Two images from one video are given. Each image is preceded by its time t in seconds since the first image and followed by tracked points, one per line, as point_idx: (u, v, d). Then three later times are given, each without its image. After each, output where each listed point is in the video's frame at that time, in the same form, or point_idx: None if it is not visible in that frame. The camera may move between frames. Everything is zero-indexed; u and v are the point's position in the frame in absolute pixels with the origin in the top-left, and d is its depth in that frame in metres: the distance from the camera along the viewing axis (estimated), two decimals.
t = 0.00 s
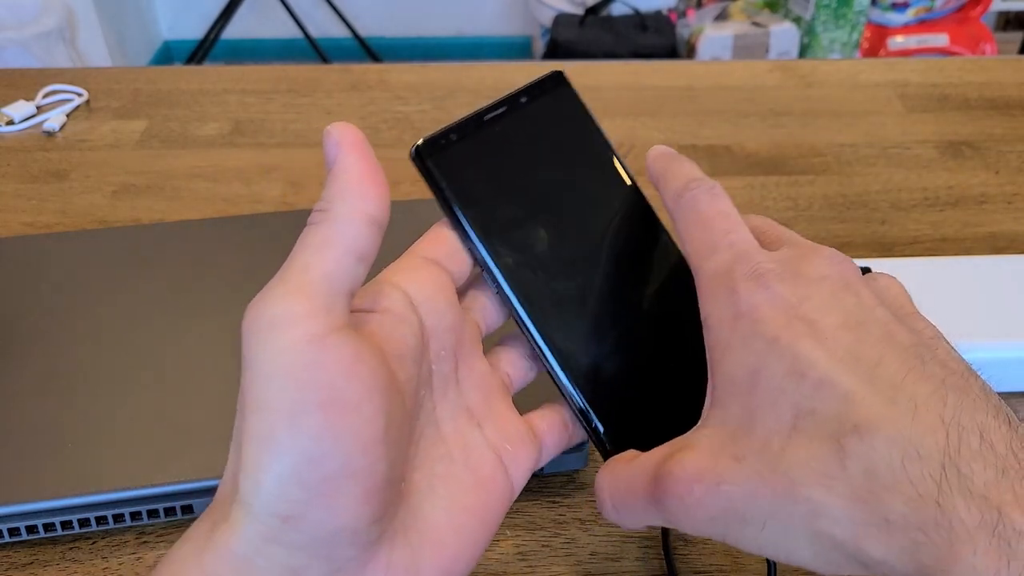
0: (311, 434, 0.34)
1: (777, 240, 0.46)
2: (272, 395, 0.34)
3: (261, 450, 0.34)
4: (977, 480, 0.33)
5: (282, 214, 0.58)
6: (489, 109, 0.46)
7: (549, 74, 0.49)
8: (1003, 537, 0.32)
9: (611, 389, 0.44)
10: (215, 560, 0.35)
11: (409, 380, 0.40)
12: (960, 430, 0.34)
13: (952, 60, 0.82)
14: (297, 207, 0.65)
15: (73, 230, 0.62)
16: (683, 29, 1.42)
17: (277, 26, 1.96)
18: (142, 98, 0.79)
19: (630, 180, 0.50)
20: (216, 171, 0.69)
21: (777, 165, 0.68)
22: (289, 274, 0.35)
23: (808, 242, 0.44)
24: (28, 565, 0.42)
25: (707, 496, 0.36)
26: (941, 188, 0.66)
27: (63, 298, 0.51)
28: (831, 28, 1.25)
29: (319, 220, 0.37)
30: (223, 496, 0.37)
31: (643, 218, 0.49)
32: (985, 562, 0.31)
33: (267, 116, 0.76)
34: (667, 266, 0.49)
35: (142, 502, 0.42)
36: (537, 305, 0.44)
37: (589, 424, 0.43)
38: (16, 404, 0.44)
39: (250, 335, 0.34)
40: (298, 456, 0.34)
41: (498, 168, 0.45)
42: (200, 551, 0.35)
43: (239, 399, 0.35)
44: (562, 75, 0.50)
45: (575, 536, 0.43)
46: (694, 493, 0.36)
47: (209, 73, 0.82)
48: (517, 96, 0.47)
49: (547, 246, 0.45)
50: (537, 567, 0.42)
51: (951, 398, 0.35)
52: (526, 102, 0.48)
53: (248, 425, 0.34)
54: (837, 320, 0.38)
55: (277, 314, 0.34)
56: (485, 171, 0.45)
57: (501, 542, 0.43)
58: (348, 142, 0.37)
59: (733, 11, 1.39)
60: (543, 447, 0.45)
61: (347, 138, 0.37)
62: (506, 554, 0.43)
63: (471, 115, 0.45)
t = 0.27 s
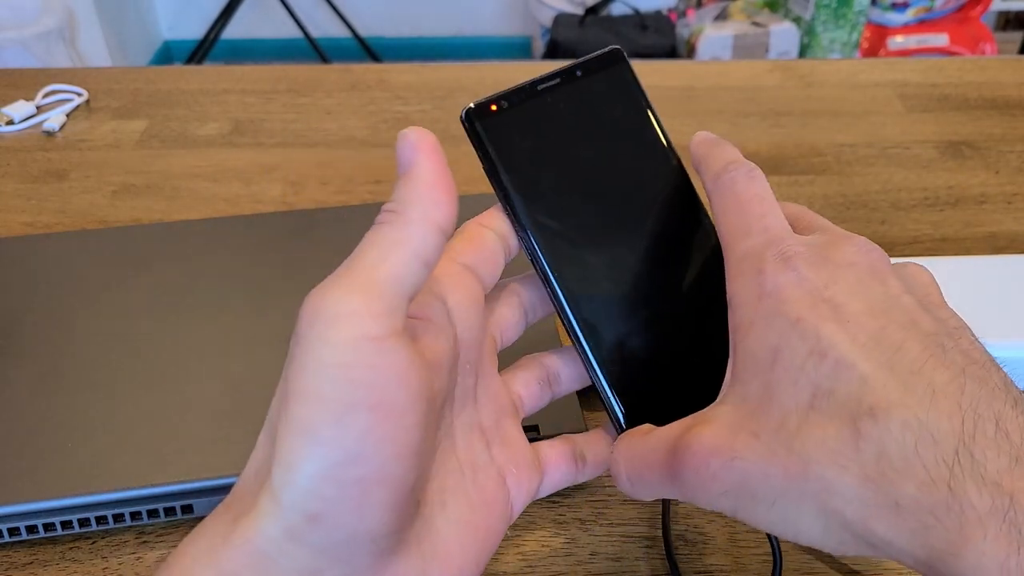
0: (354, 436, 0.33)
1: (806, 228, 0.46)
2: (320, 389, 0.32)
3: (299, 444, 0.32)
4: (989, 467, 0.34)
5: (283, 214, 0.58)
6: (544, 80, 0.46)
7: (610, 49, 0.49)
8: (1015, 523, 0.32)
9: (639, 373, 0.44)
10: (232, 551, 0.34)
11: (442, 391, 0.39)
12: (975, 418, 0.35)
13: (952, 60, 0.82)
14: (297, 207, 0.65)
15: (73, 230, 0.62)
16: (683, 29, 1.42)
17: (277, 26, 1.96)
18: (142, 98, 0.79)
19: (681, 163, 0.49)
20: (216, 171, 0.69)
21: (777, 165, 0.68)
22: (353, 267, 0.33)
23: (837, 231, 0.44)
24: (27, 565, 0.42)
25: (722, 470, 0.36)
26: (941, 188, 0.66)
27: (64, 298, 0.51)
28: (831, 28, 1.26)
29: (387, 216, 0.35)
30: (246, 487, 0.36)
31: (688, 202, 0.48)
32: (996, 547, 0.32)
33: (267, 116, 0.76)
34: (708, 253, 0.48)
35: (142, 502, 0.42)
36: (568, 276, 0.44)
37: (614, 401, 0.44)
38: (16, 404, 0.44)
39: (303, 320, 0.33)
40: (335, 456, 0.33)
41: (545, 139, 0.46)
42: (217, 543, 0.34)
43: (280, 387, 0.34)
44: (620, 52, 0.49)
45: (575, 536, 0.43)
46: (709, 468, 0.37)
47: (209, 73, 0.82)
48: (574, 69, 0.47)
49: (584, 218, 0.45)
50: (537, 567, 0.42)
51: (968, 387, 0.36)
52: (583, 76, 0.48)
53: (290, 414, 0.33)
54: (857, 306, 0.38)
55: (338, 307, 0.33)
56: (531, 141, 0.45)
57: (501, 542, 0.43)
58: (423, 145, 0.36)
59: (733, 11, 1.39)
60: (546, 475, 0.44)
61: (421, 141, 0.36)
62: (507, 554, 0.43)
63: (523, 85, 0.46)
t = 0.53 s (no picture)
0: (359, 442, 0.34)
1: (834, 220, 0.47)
2: (327, 392, 0.33)
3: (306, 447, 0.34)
4: None
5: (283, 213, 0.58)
6: (572, 79, 0.47)
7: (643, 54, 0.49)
8: None
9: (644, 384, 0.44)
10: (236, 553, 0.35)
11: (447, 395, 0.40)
12: (1007, 393, 0.36)
13: (952, 60, 0.82)
14: (298, 207, 0.65)
15: (73, 230, 0.62)
16: (683, 29, 1.41)
17: (277, 26, 1.96)
18: (142, 98, 0.79)
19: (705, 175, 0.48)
20: (216, 171, 0.69)
21: (777, 165, 0.68)
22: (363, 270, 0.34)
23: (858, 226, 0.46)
24: (28, 565, 0.42)
25: (746, 442, 0.37)
26: (941, 188, 0.66)
27: (65, 298, 0.51)
28: (831, 28, 1.26)
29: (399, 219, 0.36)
30: (251, 488, 0.37)
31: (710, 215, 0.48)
32: None
33: (267, 116, 0.76)
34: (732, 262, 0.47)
35: (142, 502, 0.42)
36: (574, 278, 0.45)
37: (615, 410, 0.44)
38: (17, 404, 0.44)
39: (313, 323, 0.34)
40: (340, 461, 0.34)
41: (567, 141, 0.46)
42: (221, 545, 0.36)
43: (287, 387, 0.35)
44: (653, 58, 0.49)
45: (575, 536, 0.43)
46: (730, 441, 0.37)
47: (209, 72, 0.82)
48: (603, 70, 0.47)
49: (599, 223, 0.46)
50: (537, 567, 0.42)
51: (996, 364, 0.37)
52: (612, 77, 0.47)
53: (297, 416, 0.34)
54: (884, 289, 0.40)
55: (346, 311, 0.34)
56: (552, 140, 0.45)
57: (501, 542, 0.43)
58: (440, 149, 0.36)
59: (733, 11, 1.39)
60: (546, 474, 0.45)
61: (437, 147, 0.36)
62: (506, 554, 0.43)
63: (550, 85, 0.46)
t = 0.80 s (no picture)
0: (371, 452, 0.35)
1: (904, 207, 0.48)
2: (339, 402, 0.35)
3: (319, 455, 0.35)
4: None
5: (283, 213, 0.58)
6: (618, 83, 0.47)
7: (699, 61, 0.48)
8: None
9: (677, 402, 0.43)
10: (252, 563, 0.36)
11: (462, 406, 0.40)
12: None
13: (952, 60, 0.82)
14: (297, 207, 0.65)
15: (73, 230, 0.62)
16: (683, 29, 1.41)
17: (277, 26, 1.96)
18: (142, 98, 0.78)
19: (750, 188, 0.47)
20: (215, 171, 0.69)
21: (777, 165, 0.68)
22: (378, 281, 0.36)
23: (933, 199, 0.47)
24: (28, 565, 0.42)
25: (818, 336, 0.38)
26: (941, 188, 0.66)
27: (66, 297, 0.51)
28: (831, 28, 1.26)
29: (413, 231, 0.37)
30: (265, 495, 0.38)
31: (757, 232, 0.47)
32: None
33: (267, 116, 0.76)
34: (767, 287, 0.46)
35: (142, 502, 0.42)
36: (603, 284, 0.44)
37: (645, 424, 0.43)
38: (18, 404, 0.44)
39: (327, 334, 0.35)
40: (352, 470, 0.35)
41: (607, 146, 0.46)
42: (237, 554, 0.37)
43: (301, 395, 0.36)
44: (711, 65, 0.48)
45: (575, 536, 0.43)
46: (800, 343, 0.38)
47: (209, 72, 0.82)
48: (652, 75, 0.47)
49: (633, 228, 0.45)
50: (537, 568, 0.42)
51: None
52: (660, 83, 0.47)
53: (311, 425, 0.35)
54: (965, 226, 0.41)
55: (359, 322, 0.35)
56: (591, 143, 0.46)
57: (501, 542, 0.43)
58: (458, 162, 0.37)
59: (734, 11, 1.39)
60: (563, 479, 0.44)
61: (457, 158, 0.37)
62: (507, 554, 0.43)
63: (596, 87, 0.46)
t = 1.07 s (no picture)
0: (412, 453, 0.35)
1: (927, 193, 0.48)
2: (385, 402, 0.34)
3: (361, 454, 0.34)
4: None
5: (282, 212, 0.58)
6: (724, 78, 0.42)
7: (813, 52, 0.39)
8: None
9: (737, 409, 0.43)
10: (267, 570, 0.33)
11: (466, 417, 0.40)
12: None
13: (953, 59, 0.81)
14: (296, 206, 0.64)
15: (70, 230, 0.62)
16: (684, 28, 1.41)
17: (276, 25, 1.96)
18: (140, 97, 0.78)
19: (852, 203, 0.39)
20: (214, 170, 0.69)
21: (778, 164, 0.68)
22: (427, 285, 0.35)
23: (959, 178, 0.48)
24: (26, 566, 0.42)
25: (928, 282, 0.35)
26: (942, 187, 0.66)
27: (65, 298, 0.50)
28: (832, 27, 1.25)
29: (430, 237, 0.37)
30: (267, 492, 0.35)
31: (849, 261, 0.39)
32: None
33: (266, 115, 0.76)
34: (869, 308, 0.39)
35: (142, 502, 0.41)
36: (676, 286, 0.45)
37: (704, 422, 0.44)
38: (18, 405, 0.44)
39: (371, 334, 0.34)
40: (392, 470, 0.34)
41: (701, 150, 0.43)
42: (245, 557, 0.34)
43: (330, 391, 0.34)
44: (824, 53, 0.39)
45: (576, 537, 0.43)
46: (916, 283, 0.35)
47: (207, 71, 0.82)
48: (758, 70, 0.41)
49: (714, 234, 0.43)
50: (537, 568, 0.42)
51: None
52: (766, 78, 0.41)
53: (352, 422, 0.34)
54: None
55: (411, 325, 0.34)
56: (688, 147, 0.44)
57: (501, 542, 0.43)
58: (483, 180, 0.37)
59: (734, 10, 1.38)
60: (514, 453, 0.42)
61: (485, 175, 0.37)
62: (506, 555, 0.42)
63: (705, 81, 0.43)
